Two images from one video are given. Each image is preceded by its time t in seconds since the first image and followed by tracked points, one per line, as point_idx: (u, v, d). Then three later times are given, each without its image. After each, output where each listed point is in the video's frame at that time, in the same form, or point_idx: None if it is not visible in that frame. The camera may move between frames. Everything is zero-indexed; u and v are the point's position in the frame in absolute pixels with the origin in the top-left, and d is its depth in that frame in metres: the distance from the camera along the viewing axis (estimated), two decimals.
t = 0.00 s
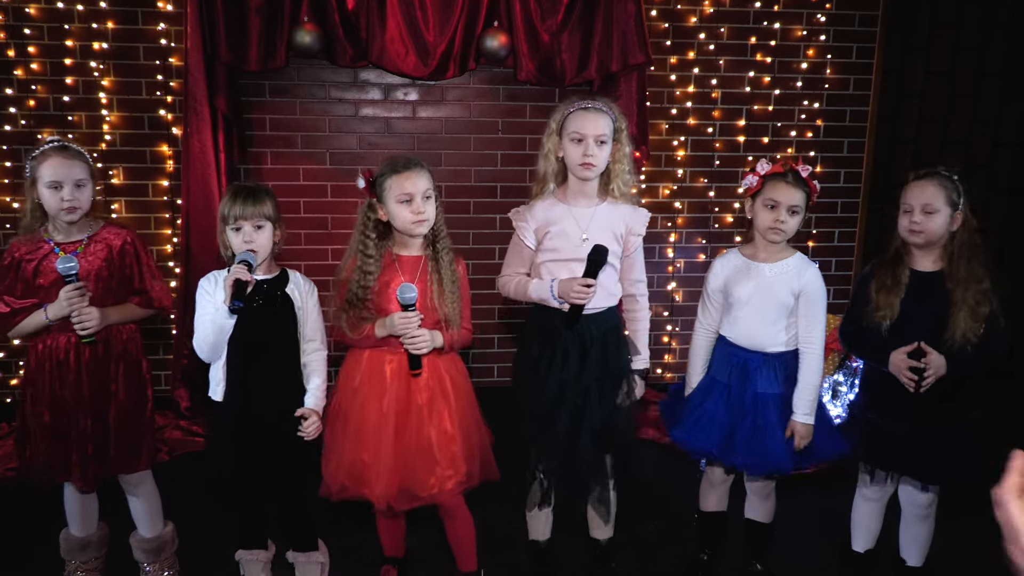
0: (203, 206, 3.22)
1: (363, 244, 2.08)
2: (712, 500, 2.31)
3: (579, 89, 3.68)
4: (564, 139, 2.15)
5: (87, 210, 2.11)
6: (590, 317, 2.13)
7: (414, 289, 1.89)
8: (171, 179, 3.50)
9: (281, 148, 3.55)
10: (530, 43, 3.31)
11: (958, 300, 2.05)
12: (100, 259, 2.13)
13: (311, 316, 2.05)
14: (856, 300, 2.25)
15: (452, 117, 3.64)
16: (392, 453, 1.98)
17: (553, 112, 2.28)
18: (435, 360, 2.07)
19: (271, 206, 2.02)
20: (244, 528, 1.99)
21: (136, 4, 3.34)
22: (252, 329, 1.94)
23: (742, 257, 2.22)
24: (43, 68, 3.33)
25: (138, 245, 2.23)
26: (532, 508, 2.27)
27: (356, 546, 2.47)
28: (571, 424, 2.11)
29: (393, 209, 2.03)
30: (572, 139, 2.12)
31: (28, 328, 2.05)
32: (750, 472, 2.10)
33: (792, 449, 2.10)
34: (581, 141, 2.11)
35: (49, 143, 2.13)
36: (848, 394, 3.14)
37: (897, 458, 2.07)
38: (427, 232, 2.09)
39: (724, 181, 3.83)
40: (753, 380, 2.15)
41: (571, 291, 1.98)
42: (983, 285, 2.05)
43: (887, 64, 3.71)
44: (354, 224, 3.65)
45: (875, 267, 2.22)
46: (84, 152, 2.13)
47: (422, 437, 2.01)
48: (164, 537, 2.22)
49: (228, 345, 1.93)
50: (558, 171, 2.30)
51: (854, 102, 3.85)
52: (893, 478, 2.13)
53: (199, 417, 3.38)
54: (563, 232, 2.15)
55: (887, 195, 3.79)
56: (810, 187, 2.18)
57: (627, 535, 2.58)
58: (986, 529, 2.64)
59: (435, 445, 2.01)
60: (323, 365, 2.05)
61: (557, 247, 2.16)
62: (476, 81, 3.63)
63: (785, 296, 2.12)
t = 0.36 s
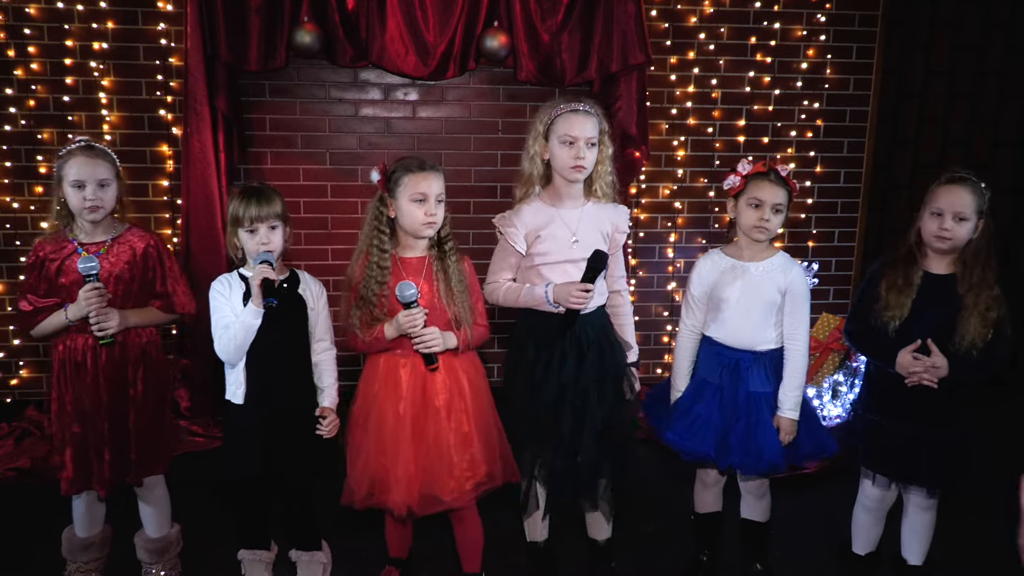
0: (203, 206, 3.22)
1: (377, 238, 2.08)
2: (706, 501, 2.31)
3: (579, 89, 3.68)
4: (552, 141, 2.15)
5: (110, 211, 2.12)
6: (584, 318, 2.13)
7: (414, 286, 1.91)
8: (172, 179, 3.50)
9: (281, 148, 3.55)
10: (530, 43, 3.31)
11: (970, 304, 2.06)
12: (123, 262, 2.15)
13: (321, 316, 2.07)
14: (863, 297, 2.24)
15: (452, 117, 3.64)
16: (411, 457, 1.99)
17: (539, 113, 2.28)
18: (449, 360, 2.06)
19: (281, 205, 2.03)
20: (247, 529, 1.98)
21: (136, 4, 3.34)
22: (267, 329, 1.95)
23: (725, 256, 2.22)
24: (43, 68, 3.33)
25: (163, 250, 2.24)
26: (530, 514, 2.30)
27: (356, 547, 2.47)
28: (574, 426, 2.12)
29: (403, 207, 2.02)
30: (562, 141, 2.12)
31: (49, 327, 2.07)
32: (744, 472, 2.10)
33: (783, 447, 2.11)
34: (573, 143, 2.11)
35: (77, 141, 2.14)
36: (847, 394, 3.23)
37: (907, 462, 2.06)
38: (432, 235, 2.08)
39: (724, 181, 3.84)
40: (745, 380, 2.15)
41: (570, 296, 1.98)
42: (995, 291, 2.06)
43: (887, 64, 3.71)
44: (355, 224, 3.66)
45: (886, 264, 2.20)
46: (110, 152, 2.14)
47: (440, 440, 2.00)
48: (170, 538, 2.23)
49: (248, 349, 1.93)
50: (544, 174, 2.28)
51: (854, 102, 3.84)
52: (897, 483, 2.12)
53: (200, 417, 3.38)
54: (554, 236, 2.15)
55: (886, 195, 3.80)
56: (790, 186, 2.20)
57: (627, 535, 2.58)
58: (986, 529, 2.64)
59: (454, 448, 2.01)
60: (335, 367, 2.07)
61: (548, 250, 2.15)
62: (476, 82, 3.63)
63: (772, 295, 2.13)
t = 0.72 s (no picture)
0: (204, 206, 3.22)
1: (384, 251, 2.08)
2: (706, 504, 2.31)
3: (579, 89, 3.68)
4: (563, 141, 2.17)
5: (124, 212, 2.14)
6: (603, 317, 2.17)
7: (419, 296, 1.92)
8: (171, 179, 3.49)
9: (281, 148, 3.55)
10: (529, 43, 3.31)
11: (966, 302, 2.06)
12: (121, 265, 2.14)
13: (341, 316, 2.05)
14: (863, 298, 2.25)
15: (452, 117, 3.64)
16: (423, 465, 1.97)
17: (545, 113, 2.28)
18: (456, 365, 2.04)
19: (297, 206, 2.03)
20: (257, 530, 1.96)
21: (136, 3, 3.34)
22: (273, 339, 1.96)
23: (720, 258, 2.19)
24: (43, 68, 3.33)
25: (168, 258, 2.21)
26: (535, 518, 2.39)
27: (357, 547, 2.47)
28: (600, 423, 2.14)
29: (411, 217, 2.02)
30: (575, 142, 2.13)
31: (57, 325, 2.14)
32: (785, 470, 2.12)
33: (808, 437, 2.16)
34: (585, 143, 2.13)
35: (94, 143, 2.17)
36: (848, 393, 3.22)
37: (905, 461, 2.06)
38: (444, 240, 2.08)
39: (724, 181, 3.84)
40: (764, 379, 2.15)
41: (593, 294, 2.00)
42: (992, 289, 2.06)
43: (887, 64, 3.71)
44: (355, 224, 3.66)
45: (885, 267, 2.20)
46: (123, 153, 2.15)
47: (449, 443, 1.98)
48: (169, 539, 2.22)
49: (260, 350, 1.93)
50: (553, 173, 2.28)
51: (854, 102, 3.84)
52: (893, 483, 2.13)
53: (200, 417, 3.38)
54: (567, 237, 2.15)
55: (886, 195, 3.80)
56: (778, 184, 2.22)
57: (627, 535, 2.58)
58: (985, 528, 2.64)
59: (472, 456, 1.99)
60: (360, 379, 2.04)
61: (566, 251, 2.16)
62: (476, 81, 3.63)
63: (773, 293, 2.16)
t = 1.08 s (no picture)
0: (204, 206, 3.22)
1: (380, 246, 2.09)
2: (711, 504, 2.31)
3: (579, 89, 3.67)
4: (587, 143, 2.14)
5: (104, 211, 2.11)
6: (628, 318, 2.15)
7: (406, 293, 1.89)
8: (171, 179, 3.50)
9: (281, 148, 3.55)
10: (530, 43, 3.31)
11: (947, 295, 2.06)
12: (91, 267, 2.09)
13: (335, 318, 2.01)
14: (847, 296, 2.25)
15: (452, 117, 3.64)
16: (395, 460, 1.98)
17: (569, 115, 2.25)
18: (433, 366, 2.03)
19: (299, 206, 2.01)
20: (253, 528, 1.96)
21: (136, 3, 3.34)
22: (269, 330, 1.96)
23: (729, 258, 2.19)
24: (43, 68, 3.33)
25: (142, 261, 2.14)
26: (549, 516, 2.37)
27: (356, 547, 2.47)
28: (624, 425, 2.12)
29: (407, 212, 2.03)
30: (599, 144, 2.12)
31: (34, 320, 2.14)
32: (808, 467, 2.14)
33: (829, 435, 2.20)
34: (609, 146, 2.11)
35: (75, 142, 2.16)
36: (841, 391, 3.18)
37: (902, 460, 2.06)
38: (440, 235, 2.07)
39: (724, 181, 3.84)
40: (784, 379, 2.17)
41: (618, 297, 2.00)
42: (973, 281, 2.07)
43: (887, 64, 3.72)
44: (355, 224, 3.66)
45: (868, 265, 2.21)
46: (105, 153, 2.14)
47: (419, 442, 1.97)
48: (165, 539, 2.22)
49: (246, 339, 1.96)
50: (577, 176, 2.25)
51: (854, 102, 3.82)
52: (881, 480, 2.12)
53: (200, 417, 3.39)
54: (590, 239, 2.14)
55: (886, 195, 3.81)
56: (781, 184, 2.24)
57: (626, 536, 2.58)
58: (984, 528, 2.64)
59: (442, 457, 1.97)
60: (352, 389, 2.00)
61: (585, 254, 2.14)
62: (476, 81, 3.63)
63: (784, 293, 2.18)
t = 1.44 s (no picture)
0: (203, 206, 3.22)
1: (372, 235, 2.09)
2: (715, 504, 2.31)
3: (579, 89, 3.67)
4: (595, 145, 2.14)
5: (80, 209, 2.09)
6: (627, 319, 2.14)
7: (397, 287, 1.93)
8: (171, 179, 3.49)
9: (281, 148, 3.55)
10: (530, 43, 3.31)
11: (934, 291, 2.05)
12: (73, 266, 2.07)
13: (317, 319, 2.00)
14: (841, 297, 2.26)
15: (452, 117, 3.64)
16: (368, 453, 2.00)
17: (578, 116, 2.25)
18: (411, 363, 2.02)
19: (285, 207, 2.01)
20: (247, 526, 1.98)
21: (136, 4, 3.34)
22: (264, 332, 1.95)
23: (744, 258, 2.19)
24: (43, 68, 3.33)
25: (123, 259, 2.13)
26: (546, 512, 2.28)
27: (355, 547, 2.47)
28: (625, 426, 2.10)
29: (403, 204, 2.03)
30: (607, 145, 2.12)
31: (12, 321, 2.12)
32: (808, 472, 2.11)
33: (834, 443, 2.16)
34: (616, 147, 2.11)
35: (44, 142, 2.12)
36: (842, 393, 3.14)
37: (902, 459, 2.05)
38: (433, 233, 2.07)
39: (724, 181, 3.83)
40: (787, 382, 2.14)
41: (612, 300, 2.02)
42: (963, 278, 2.05)
43: (888, 64, 3.74)
44: (354, 224, 3.66)
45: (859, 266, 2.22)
46: (78, 151, 2.12)
47: (392, 438, 1.98)
48: (161, 538, 2.21)
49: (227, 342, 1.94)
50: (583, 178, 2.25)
51: (854, 101, 3.80)
52: (878, 480, 2.13)
53: (199, 417, 3.38)
54: (591, 240, 2.14)
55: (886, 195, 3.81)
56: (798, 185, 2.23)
57: (626, 535, 2.58)
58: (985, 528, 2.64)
59: (411, 451, 1.98)
60: (330, 390, 2.00)
61: (584, 255, 2.14)
62: (476, 82, 3.63)
63: (797, 295, 2.15)
